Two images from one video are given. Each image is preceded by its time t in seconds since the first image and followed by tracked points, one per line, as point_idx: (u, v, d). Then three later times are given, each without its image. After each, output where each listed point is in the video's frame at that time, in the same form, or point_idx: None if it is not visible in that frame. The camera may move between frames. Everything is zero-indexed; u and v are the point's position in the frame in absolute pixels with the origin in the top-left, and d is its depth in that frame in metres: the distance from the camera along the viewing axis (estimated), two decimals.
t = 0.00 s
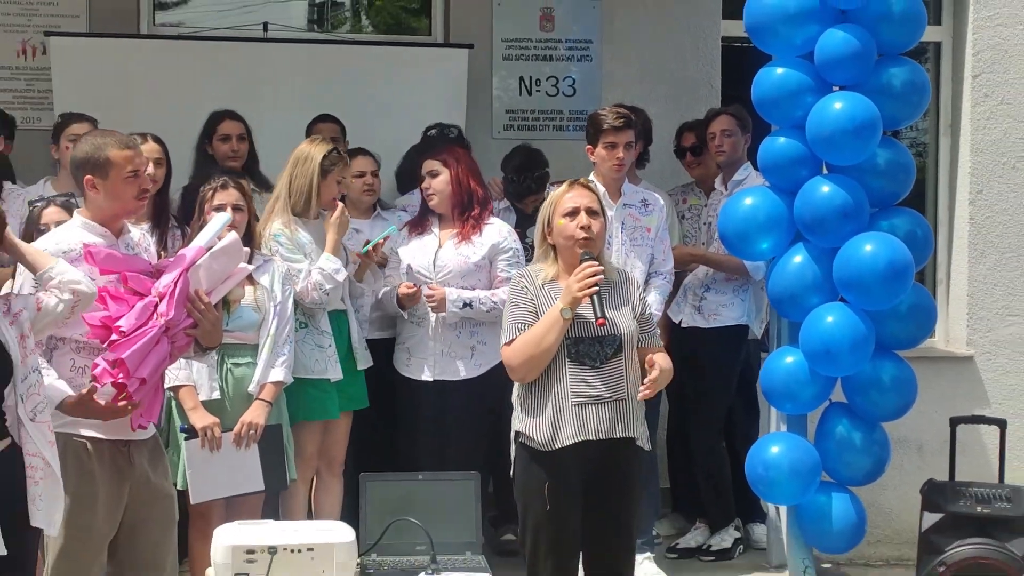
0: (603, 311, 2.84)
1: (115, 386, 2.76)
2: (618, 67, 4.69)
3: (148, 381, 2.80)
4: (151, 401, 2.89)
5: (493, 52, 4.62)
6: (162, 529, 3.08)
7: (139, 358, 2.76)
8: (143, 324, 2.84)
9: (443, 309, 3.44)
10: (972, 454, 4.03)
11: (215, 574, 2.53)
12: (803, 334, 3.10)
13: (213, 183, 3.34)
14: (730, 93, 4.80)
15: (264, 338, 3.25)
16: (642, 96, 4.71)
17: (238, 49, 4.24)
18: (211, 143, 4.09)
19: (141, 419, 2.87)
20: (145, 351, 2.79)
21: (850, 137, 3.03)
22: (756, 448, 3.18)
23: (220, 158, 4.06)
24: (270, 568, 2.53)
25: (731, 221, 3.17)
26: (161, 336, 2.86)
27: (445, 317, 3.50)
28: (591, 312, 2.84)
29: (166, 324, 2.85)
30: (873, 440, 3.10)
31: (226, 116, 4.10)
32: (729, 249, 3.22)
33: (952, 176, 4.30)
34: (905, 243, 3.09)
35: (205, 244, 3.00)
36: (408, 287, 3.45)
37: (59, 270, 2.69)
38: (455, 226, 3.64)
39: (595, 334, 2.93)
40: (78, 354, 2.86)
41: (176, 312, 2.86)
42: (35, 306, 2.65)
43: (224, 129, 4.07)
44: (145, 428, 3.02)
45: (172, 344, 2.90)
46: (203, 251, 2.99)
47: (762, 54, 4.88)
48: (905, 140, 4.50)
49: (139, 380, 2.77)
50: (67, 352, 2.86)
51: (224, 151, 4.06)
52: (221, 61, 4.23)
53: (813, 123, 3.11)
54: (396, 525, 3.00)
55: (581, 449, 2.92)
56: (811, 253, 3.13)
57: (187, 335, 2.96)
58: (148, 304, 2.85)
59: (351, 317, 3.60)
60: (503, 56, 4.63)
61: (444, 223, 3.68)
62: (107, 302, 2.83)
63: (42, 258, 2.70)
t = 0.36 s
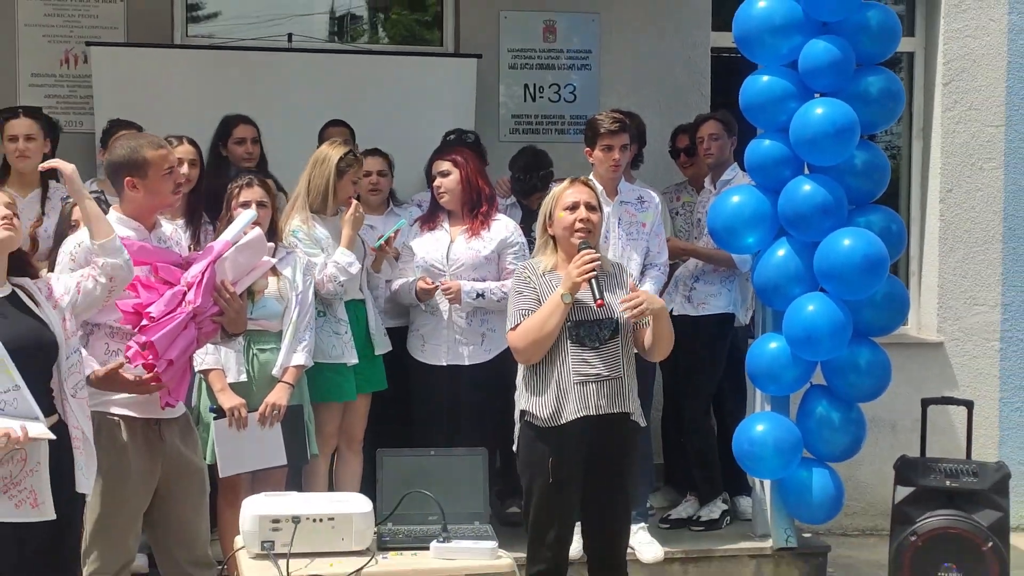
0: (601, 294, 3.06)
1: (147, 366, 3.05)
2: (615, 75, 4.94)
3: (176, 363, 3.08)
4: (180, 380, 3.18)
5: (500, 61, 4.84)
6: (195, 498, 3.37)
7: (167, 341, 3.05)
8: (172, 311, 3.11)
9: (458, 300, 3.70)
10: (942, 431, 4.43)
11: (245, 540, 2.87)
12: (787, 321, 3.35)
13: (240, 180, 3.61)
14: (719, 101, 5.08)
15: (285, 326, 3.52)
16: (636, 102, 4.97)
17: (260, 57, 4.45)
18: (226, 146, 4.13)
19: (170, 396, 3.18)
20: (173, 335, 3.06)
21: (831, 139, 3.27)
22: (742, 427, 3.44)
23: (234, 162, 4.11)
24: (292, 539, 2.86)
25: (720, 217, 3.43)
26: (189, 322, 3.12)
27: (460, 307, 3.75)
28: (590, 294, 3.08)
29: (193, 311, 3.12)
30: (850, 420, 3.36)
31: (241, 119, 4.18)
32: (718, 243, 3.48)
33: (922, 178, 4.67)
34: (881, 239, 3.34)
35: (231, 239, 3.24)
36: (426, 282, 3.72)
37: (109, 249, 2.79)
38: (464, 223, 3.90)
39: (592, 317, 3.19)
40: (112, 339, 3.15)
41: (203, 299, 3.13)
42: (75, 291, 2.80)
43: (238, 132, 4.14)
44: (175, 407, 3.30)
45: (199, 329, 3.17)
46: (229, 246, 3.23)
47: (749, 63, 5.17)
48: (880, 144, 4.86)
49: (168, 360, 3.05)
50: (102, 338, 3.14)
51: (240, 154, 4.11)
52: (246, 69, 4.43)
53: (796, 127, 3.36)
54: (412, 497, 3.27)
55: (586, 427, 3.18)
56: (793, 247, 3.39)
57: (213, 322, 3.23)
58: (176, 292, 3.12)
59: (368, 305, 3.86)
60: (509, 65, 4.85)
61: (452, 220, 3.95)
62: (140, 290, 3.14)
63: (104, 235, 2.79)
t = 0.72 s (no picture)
0: (604, 297, 3.47)
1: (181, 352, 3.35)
2: (610, 88, 5.33)
3: (209, 349, 3.36)
4: (214, 365, 3.42)
5: (505, 75, 5.23)
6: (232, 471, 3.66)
7: (202, 330, 3.33)
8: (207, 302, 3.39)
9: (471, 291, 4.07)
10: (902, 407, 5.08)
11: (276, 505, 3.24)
12: (763, 310, 3.73)
13: (271, 182, 3.99)
14: (702, 114, 5.51)
15: (312, 315, 3.86)
16: (628, 114, 5.35)
17: (285, 72, 4.82)
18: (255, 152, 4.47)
19: (203, 379, 3.41)
20: (208, 324, 3.35)
21: (803, 147, 3.63)
22: (723, 405, 3.81)
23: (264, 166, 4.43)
24: (319, 505, 3.24)
25: (703, 216, 3.81)
26: (222, 312, 3.41)
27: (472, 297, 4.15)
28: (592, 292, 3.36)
29: (226, 302, 3.40)
30: (819, 399, 3.74)
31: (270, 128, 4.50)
32: (701, 240, 3.86)
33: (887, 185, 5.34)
34: (848, 236, 3.72)
35: (261, 236, 3.54)
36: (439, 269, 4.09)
37: (143, 249, 3.21)
38: (472, 223, 4.29)
39: (594, 313, 3.48)
40: (155, 325, 3.47)
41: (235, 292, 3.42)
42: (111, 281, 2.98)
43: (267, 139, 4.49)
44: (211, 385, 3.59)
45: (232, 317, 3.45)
46: (260, 241, 3.53)
47: (729, 79, 5.59)
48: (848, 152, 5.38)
49: (201, 348, 3.35)
50: (146, 323, 3.47)
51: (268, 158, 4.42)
52: (274, 83, 4.81)
53: (772, 135, 3.72)
54: (425, 468, 3.64)
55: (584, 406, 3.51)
56: (769, 244, 3.78)
57: (245, 310, 3.51)
58: (211, 285, 3.39)
59: (386, 296, 4.23)
60: (514, 79, 5.24)
61: (462, 219, 4.33)
62: (178, 282, 3.40)
63: (134, 235, 3.18)
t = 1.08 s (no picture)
0: (591, 284, 3.88)
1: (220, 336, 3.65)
2: (605, 103, 5.79)
3: (245, 333, 3.67)
4: (251, 347, 3.74)
5: (509, 92, 5.68)
6: (270, 441, 4.04)
7: (239, 316, 3.62)
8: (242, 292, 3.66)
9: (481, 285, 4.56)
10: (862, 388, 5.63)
11: (307, 473, 3.62)
12: (740, 301, 4.18)
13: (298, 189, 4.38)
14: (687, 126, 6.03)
15: (337, 303, 4.24)
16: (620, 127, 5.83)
17: (310, 89, 5.28)
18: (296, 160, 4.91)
19: (240, 360, 3.73)
20: (242, 312, 3.62)
21: (776, 155, 4.07)
22: (705, 386, 4.27)
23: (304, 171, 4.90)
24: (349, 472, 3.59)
25: (686, 218, 4.27)
26: (256, 301, 3.67)
27: (481, 290, 4.63)
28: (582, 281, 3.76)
29: (259, 292, 3.65)
30: (789, 380, 4.21)
31: (308, 137, 4.96)
32: (685, 239, 4.33)
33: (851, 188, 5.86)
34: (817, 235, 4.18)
35: (291, 232, 3.75)
36: (450, 268, 4.56)
37: (176, 253, 3.61)
38: (479, 222, 4.76)
39: (586, 299, 3.86)
40: (199, 313, 3.81)
41: (267, 282, 3.66)
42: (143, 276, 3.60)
43: (306, 147, 4.92)
44: (248, 366, 3.90)
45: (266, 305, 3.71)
46: (291, 238, 3.75)
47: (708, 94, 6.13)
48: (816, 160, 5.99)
49: (238, 332, 3.66)
50: (190, 312, 3.81)
51: (307, 164, 4.89)
52: (302, 98, 5.28)
53: (749, 145, 4.16)
54: (439, 440, 4.08)
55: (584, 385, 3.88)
56: (746, 242, 4.24)
57: (278, 300, 3.76)
58: (246, 278, 3.65)
59: (402, 287, 4.58)
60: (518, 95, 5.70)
61: (470, 219, 4.80)
62: (217, 274, 3.72)
63: (171, 238, 3.59)
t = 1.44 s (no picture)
0: (579, 277, 4.35)
1: (259, 325, 3.73)
2: (597, 120, 6.59)
3: (282, 322, 3.78)
4: (286, 334, 3.84)
5: (513, 111, 6.49)
6: (302, 419, 4.15)
7: (277, 306, 3.74)
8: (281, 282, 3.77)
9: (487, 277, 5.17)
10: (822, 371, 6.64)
11: (335, 444, 3.73)
12: (715, 294, 4.79)
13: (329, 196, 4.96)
14: (668, 140, 6.83)
15: (363, 295, 4.76)
16: (609, 141, 6.63)
17: (338, 109, 6.02)
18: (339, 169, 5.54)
19: (278, 346, 3.83)
20: (281, 302, 3.75)
21: (746, 167, 4.65)
22: (684, 368, 4.87)
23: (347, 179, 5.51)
24: (371, 442, 3.70)
25: (668, 221, 4.89)
26: (293, 293, 3.79)
27: (488, 284, 5.26)
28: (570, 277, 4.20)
29: (296, 285, 3.76)
30: (758, 362, 4.82)
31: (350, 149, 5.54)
32: (667, 240, 4.96)
33: (813, 197, 6.86)
34: (781, 236, 4.80)
35: (323, 233, 3.89)
36: (461, 269, 5.18)
37: (205, 258, 3.68)
38: (485, 225, 5.37)
39: (575, 292, 4.30)
40: (241, 304, 3.94)
41: (303, 276, 3.78)
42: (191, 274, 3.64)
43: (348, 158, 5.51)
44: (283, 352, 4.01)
45: (302, 298, 3.84)
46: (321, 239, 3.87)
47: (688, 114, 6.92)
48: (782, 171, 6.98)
49: (277, 321, 3.75)
50: (235, 303, 3.94)
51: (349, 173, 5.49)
52: (330, 118, 6.00)
53: (723, 157, 4.74)
54: (452, 415, 4.38)
55: (583, 367, 4.27)
56: (720, 242, 4.84)
57: (312, 292, 3.89)
58: (284, 272, 3.78)
59: (422, 282, 5.16)
60: (521, 113, 6.50)
61: (478, 222, 5.41)
62: (258, 270, 3.82)
63: (198, 244, 3.62)
